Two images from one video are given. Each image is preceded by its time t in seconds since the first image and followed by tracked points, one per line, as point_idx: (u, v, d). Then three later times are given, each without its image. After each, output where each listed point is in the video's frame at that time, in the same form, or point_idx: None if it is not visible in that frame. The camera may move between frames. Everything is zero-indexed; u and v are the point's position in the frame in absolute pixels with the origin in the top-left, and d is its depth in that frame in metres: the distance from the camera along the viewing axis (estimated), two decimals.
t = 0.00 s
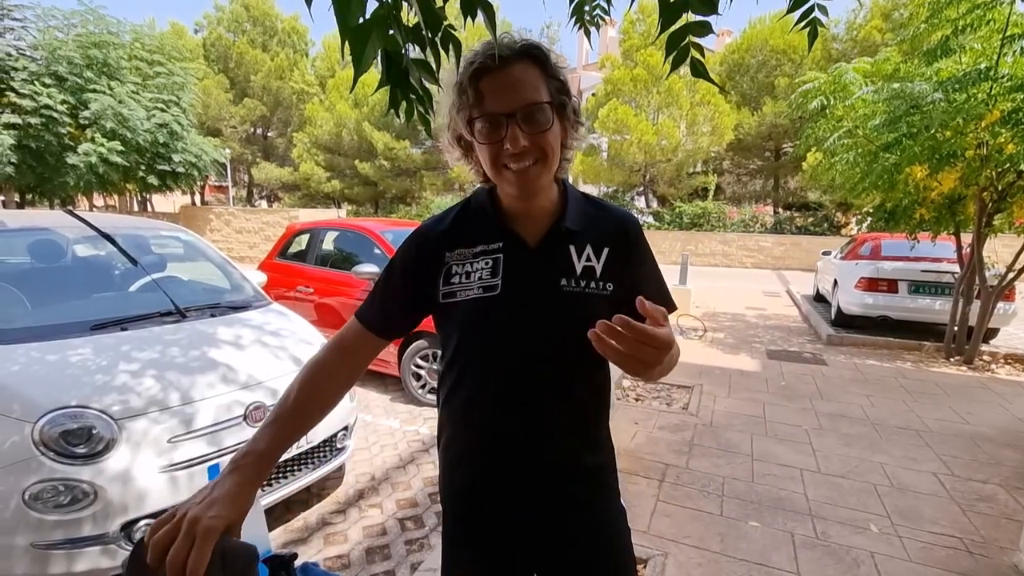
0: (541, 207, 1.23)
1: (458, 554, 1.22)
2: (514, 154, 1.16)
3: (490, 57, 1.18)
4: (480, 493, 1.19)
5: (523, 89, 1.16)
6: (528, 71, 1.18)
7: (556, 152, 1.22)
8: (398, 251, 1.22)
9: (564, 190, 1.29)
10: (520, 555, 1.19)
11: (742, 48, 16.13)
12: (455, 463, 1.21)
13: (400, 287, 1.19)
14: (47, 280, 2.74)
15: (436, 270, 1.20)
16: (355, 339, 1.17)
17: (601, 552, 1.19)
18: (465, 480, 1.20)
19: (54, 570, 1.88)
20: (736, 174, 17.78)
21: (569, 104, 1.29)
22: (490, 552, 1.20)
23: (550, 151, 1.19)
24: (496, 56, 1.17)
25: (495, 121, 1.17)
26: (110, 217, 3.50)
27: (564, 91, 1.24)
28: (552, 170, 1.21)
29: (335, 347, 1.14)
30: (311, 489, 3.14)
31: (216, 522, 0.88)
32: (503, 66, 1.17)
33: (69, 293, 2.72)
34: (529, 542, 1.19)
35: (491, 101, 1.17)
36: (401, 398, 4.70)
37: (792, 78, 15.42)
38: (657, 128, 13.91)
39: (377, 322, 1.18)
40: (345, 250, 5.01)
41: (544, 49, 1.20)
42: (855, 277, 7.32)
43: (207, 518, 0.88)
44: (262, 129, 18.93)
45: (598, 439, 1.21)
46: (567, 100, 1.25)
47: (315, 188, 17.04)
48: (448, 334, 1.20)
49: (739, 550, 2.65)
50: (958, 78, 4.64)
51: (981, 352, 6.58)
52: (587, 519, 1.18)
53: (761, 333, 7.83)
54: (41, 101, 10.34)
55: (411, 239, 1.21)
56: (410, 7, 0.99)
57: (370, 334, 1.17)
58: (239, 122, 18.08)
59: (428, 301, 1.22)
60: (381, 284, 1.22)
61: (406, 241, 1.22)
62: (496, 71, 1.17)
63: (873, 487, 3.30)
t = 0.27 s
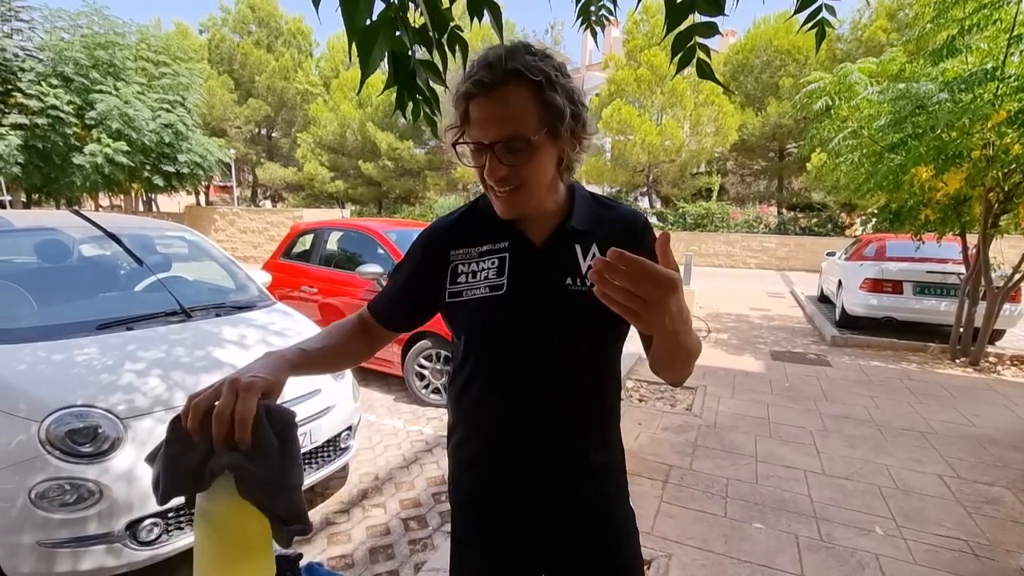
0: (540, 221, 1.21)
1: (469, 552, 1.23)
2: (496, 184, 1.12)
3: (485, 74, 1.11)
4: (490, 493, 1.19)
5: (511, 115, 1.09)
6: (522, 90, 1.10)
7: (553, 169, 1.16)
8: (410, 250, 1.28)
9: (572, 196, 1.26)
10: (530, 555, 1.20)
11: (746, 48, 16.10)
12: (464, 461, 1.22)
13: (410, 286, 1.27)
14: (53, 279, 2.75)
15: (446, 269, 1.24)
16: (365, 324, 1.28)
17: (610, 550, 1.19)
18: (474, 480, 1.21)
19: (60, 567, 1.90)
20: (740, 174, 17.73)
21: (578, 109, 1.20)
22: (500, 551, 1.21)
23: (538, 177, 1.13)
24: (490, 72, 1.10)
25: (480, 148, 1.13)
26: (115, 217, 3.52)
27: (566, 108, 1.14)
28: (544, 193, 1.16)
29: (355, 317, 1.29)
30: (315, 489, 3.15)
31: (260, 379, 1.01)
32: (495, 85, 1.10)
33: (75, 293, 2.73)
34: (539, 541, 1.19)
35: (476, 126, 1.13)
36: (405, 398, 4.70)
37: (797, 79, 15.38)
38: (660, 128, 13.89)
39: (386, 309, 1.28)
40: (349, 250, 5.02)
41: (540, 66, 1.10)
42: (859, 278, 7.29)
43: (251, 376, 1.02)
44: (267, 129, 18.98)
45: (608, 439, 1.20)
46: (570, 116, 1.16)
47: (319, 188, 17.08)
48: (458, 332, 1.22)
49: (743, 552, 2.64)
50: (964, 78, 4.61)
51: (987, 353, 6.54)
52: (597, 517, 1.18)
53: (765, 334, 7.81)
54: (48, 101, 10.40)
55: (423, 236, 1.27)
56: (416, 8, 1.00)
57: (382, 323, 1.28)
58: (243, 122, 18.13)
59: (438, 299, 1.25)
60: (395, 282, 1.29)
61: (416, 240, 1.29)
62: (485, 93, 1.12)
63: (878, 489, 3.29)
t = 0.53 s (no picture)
0: (547, 219, 1.22)
1: (471, 550, 1.25)
2: (496, 180, 1.16)
3: (490, 76, 1.14)
4: (491, 490, 1.21)
5: (511, 115, 1.11)
6: (524, 91, 1.11)
7: (558, 169, 1.17)
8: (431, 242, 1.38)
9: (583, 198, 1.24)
10: (529, 555, 1.19)
11: (750, 48, 16.06)
12: (469, 457, 1.24)
13: (432, 275, 1.37)
14: (60, 280, 2.77)
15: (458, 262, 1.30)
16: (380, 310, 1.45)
17: (611, 551, 1.20)
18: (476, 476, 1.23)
19: (67, 565, 1.92)
20: (744, 174, 17.69)
21: (589, 107, 1.19)
22: (501, 550, 1.21)
23: (536, 177, 1.14)
24: (494, 74, 1.13)
25: (483, 145, 1.16)
26: (121, 217, 3.54)
27: (570, 109, 1.13)
28: (544, 192, 1.17)
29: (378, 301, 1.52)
30: (319, 488, 3.16)
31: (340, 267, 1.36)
32: (498, 87, 1.13)
33: (81, 292, 2.75)
34: (538, 541, 1.19)
35: (481, 124, 1.16)
36: (408, 397, 4.71)
37: (801, 78, 15.32)
38: (664, 128, 13.88)
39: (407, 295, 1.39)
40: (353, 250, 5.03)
41: (543, 67, 1.10)
42: (864, 278, 7.27)
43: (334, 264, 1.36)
44: (271, 130, 19.04)
45: (611, 442, 1.19)
46: (577, 117, 1.15)
47: (323, 188, 17.12)
48: (464, 328, 1.26)
49: (747, 552, 2.64)
50: (969, 77, 4.58)
51: (993, 354, 6.51)
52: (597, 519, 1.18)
53: (769, 334, 7.79)
54: (54, 103, 10.46)
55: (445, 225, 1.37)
56: (420, 10, 1.01)
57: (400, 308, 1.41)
58: (247, 122, 18.19)
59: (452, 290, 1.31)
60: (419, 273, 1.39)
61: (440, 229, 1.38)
62: (490, 91, 1.14)
63: (883, 489, 3.28)
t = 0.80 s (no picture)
0: (554, 218, 1.22)
1: (477, 547, 1.25)
2: (504, 178, 1.16)
3: (500, 76, 1.14)
4: (496, 486, 1.21)
5: (520, 115, 1.11)
6: (534, 91, 1.12)
7: (566, 169, 1.17)
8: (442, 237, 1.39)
9: (591, 198, 1.24)
10: (536, 551, 1.20)
11: (753, 45, 16.00)
12: (474, 453, 1.25)
13: (442, 271, 1.38)
14: (67, 281, 2.80)
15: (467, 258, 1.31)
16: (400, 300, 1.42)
17: (615, 546, 1.21)
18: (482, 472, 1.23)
19: (76, 563, 1.94)
20: (748, 171, 17.63)
21: (599, 108, 1.18)
22: (507, 546, 1.22)
23: (544, 174, 1.14)
24: (504, 73, 1.14)
25: (492, 143, 1.17)
26: (126, 218, 3.56)
27: (579, 108, 1.13)
28: (552, 191, 1.17)
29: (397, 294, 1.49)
30: (324, 487, 3.18)
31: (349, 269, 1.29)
32: (507, 86, 1.13)
33: (88, 293, 2.77)
34: (543, 537, 1.19)
35: (490, 122, 1.16)
36: (412, 397, 4.72)
37: (805, 75, 15.27)
38: (667, 126, 13.86)
39: (416, 290, 1.40)
40: (356, 250, 5.04)
41: (552, 67, 1.11)
42: (869, 275, 7.24)
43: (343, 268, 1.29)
44: (274, 131, 19.09)
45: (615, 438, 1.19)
46: (586, 117, 1.14)
47: (327, 189, 17.16)
48: (472, 324, 1.26)
49: (752, 550, 2.63)
50: (975, 73, 4.56)
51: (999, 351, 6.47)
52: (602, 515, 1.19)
53: (774, 332, 7.77)
54: (60, 105, 10.54)
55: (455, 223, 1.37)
56: (421, 9, 1.01)
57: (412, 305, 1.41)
58: (251, 124, 18.25)
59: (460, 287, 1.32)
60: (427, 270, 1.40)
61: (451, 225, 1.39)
62: (499, 90, 1.15)
63: (888, 488, 3.27)
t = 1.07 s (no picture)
0: (558, 217, 1.22)
1: (485, 550, 1.25)
2: (508, 178, 1.17)
3: (503, 76, 1.14)
4: (503, 487, 1.21)
5: (525, 115, 1.12)
6: (538, 91, 1.12)
7: (569, 168, 1.18)
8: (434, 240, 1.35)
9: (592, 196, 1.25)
10: (543, 553, 1.20)
11: (757, 43, 15.95)
12: (480, 454, 1.24)
13: (439, 274, 1.32)
14: (73, 281, 2.81)
15: (468, 261, 1.28)
16: (389, 303, 1.34)
17: (621, 545, 1.22)
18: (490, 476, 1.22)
19: (82, 561, 1.95)
20: (752, 171, 17.58)
21: (600, 108, 1.20)
22: (514, 548, 1.22)
23: (549, 172, 1.15)
24: (507, 74, 1.14)
25: (495, 144, 1.17)
26: (132, 218, 3.58)
27: (582, 109, 1.15)
28: (556, 189, 1.18)
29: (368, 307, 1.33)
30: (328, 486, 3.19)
31: (281, 355, 1.05)
32: (510, 86, 1.14)
33: (94, 293, 2.79)
34: (551, 537, 1.20)
35: (492, 123, 1.17)
36: (416, 396, 4.73)
37: (809, 73, 15.22)
38: (670, 125, 13.83)
39: (406, 291, 1.34)
40: (360, 250, 5.06)
41: (556, 68, 1.12)
42: (874, 275, 7.21)
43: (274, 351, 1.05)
44: (278, 131, 19.14)
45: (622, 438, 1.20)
46: (589, 117, 1.16)
47: (331, 189, 17.20)
48: (475, 325, 1.25)
49: (755, 550, 2.63)
50: (981, 71, 4.54)
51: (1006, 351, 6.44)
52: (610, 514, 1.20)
53: (778, 332, 7.75)
54: (66, 107, 10.60)
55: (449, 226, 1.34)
56: (425, 10, 1.01)
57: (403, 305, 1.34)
58: (256, 124, 18.29)
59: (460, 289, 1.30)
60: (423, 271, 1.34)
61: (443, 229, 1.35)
62: (503, 90, 1.15)
63: (893, 487, 3.26)
